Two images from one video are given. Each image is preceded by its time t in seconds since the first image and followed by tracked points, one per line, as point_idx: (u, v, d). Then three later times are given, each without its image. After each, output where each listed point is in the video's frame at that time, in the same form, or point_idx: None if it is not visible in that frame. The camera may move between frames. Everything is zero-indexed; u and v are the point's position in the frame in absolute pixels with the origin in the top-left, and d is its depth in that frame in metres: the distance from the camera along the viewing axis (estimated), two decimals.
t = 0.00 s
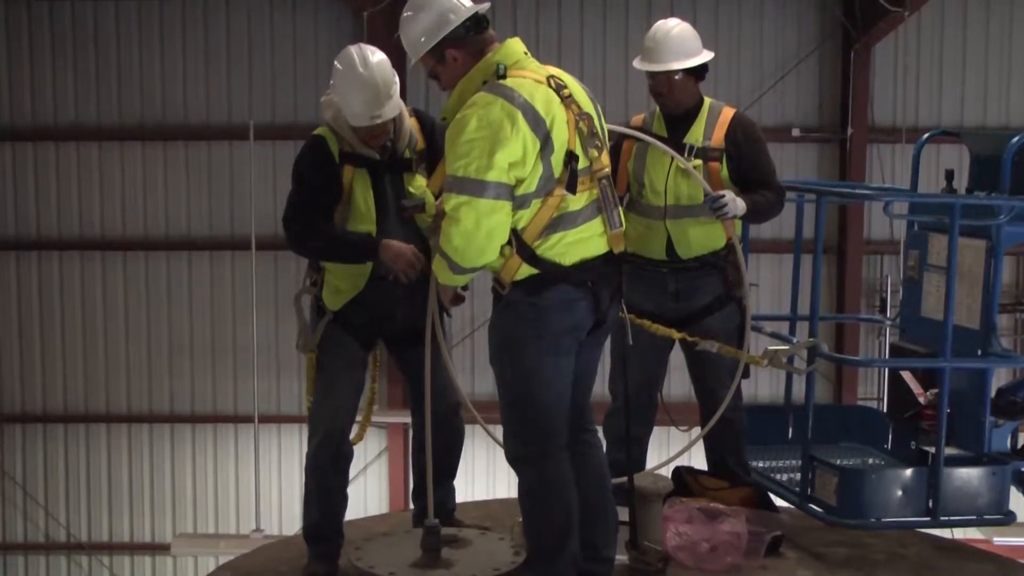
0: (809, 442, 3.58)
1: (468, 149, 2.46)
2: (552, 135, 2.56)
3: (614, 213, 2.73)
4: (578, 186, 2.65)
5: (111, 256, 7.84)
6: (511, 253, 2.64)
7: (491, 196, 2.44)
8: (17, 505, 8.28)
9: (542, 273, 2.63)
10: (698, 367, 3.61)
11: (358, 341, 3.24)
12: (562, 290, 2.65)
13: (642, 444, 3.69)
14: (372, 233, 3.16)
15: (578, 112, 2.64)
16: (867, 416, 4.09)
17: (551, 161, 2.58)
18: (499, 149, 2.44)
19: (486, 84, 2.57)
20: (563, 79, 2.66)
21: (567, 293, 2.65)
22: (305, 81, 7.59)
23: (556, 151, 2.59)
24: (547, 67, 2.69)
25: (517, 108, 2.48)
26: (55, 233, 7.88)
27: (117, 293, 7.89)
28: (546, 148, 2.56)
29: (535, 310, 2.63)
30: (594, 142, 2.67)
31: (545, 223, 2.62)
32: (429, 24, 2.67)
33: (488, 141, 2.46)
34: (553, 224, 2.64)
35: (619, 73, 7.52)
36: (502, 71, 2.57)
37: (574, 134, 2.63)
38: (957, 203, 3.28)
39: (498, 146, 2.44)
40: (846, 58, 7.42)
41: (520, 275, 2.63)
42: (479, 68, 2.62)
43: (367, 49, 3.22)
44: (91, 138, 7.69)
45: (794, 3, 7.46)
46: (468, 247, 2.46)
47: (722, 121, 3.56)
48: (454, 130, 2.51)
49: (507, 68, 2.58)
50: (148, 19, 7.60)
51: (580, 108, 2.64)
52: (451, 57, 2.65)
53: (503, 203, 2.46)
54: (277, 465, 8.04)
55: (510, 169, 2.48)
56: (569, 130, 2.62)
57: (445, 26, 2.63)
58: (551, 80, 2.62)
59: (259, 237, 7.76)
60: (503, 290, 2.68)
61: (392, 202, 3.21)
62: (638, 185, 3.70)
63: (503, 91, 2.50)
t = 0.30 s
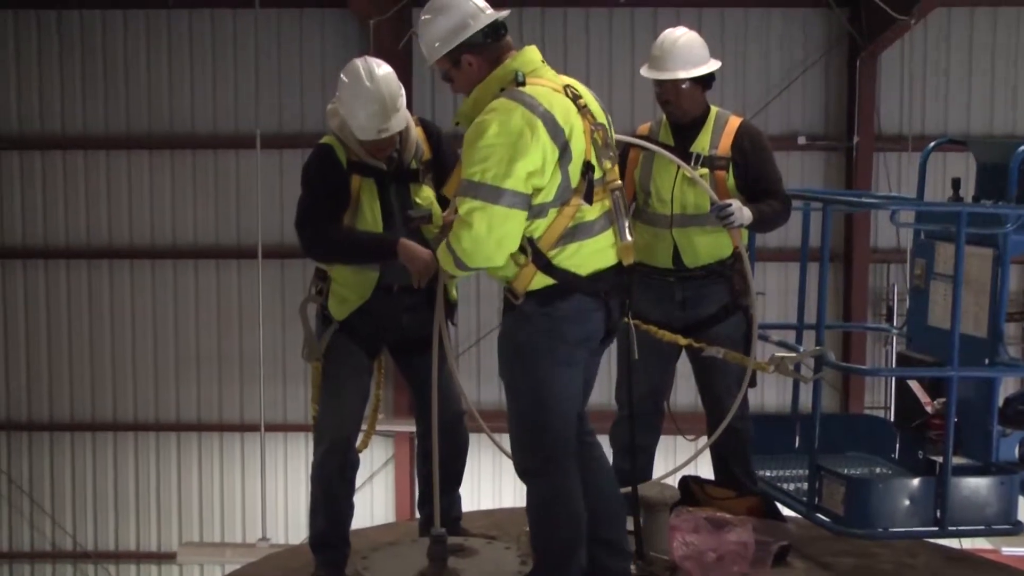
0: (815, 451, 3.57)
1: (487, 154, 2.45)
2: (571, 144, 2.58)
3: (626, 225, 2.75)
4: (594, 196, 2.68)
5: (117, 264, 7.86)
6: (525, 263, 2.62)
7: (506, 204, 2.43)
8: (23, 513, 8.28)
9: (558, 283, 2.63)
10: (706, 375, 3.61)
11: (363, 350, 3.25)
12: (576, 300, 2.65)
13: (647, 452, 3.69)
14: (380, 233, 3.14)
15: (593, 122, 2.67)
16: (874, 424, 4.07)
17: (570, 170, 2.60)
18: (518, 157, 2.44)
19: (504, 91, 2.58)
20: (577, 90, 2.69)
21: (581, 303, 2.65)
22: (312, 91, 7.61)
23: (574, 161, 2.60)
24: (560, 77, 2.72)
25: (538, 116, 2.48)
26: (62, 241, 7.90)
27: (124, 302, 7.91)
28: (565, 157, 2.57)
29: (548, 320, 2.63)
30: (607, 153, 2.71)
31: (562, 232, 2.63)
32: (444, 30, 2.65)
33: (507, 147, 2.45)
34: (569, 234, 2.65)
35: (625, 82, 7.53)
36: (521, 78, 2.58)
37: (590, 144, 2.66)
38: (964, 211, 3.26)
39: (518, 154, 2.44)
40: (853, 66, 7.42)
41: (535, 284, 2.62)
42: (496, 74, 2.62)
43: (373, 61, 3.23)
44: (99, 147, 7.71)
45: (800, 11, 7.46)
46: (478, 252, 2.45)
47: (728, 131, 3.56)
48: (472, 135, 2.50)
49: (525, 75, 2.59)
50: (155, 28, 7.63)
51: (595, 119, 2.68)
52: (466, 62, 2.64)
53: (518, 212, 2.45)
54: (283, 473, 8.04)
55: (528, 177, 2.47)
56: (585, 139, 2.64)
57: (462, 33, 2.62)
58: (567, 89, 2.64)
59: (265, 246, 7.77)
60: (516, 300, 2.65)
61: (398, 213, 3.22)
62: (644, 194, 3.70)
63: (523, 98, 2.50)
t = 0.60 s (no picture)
0: (825, 462, 3.56)
1: (523, 163, 2.46)
2: (604, 155, 2.62)
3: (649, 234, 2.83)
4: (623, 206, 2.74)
5: (128, 273, 7.89)
6: (555, 271, 2.65)
7: (540, 213, 2.45)
8: (33, 522, 8.31)
9: (587, 291, 2.65)
10: (716, 384, 3.61)
11: (374, 359, 3.27)
12: (601, 309, 2.68)
13: (657, 463, 3.69)
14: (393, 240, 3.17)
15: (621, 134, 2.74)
16: (884, 436, 4.07)
17: (602, 181, 2.64)
18: (553, 168, 2.46)
19: (536, 100, 2.58)
20: (603, 101, 2.73)
21: (607, 311, 2.68)
22: (323, 101, 7.65)
23: (607, 170, 2.65)
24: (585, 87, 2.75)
25: (575, 127, 2.51)
26: (73, 251, 7.94)
27: (134, 311, 7.94)
28: (598, 168, 2.62)
29: (576, 327, 2.65)
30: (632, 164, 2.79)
31: (592, 241, 2.66)
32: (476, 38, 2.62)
33: (544, 158, 2.46)
34: (599, 243, 2.68)
35: (635, 92, 7.55)
36: (553, 88, 2.59)
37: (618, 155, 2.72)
38: (974, 223, 3.27)
39: (554, 165, 2.46)
40: (863, 76, 7.42)
41: (564, 291, 2.64)
42: (526, 82, 2.61)
43: (389, 72, 3.26)
44: (110, 157, 7.76)
45: (810, 22, 7.48)
46: (506, 258, 2.46)
47: (740, 142, 3.57)
48: (508, 144, 2.51)
49: (557, 85, 2.60)
50: (167, 39, 7.68)
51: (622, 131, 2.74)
52: (495, 69, 2.65)
53: (550, 223, 2.47)
54: (292, 483, 8.05)
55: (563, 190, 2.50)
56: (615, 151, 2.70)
57: (493, 42, 2.61)
58: (595, 101, 2.67)
59: (275, 255, 7.79)
60: (543, 307, 2.66)
61: (410, 222, 3.26)
62: (654, 205, 3.72)
63: (560, 108, 2.52)
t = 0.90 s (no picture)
0: (830, 470, 3.57)
1: (550, 153, 2.50)
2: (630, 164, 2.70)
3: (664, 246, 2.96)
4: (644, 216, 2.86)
5: (134, 277, 7.91)
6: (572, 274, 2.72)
7: (548, 204, 2.49)
8: (37, 525, 8.32)
9: (606, 297, 2.75)
10: (721, 391, 3.62)
11: (380, 365, 3.28)
12: (618, 314, 2.77)
13: (662, 470, 3.69)
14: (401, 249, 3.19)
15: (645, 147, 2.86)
16: (888, 445, 4.06)
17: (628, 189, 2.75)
18: (576, 165, 2.51)
19: (571, 101, 2.62)
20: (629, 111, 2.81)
21: (625, 315, 2.78)
22: (330, 107, 7.67)
23: (632, 181, 2.75)
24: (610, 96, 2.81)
25: (607, 132, 2.56)
26: (80, 255, 7.97)
27: (140, 315, 7.96)
28: (625, 174, 2.71)
29: (593, 332, 2.74)
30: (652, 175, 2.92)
31: (612, 248, 2.76)
32: (508, 39, 2.68)
33: (572, 153, 2.50)
34: (620, 251, 2.78)
35: (641, 99, 7.56)
36: (588, 92, 2.63)
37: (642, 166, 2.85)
38: (979, 232, 3.27)
39: (578, 162, 2.51)
40: (869, 84, 7.42)
41: (581, 295, 2.73)
42: (561, 84, 2.65)
43: (402, 78, 3.27)
44: (116, 162, 7.78)
45: (816, 30, 7.49)
46: (505, 233, 2.52)
47: (747, 150, 3.59)
48: (539, 135, 2.55)
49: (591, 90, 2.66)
50: (174, 44, 7.71)
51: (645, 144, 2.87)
52: (522, 72, 2.69)
53: (556, 216, 2.51)
54: (296, 488, 8.05)
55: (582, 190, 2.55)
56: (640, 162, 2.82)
57: (524, 44, 2.66)
58: (625, 111, 2.74)
59: (281, 261, 7.80)
60: (559, 310, 2.74)
61: (417, 229, 3.28)
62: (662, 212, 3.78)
63: (596, 112, 2.57)
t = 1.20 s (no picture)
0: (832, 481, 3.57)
1: (562, 148, 2.57)
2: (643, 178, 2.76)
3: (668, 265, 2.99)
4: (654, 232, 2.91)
5: (136, 286, 7.91)
6: (571, 276, 2.74)
7: (550, 196, 2.55)
8: (37, 534, 8.31)
9: (608, 305, 2.75)
10: (722, 401, 3.63)
11: (382, 375, 3.29)
12: (613, 327, 2.76)
13: (663, 481, 3.69)
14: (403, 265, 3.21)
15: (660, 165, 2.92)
16: (886, 456, 4.04)
17: (639, 203, 2.79)
18: (585, 165, 2.57)
19: (594, 107, 2.70)
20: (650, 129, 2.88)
21: (626, 325, 2.79)
22: (332, 116, 7.68)
23: (643, 195, 2.81)
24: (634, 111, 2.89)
25: (622, 140, 2.63)
26: (81, 263, 7.97)
27: (141, 324, 7.97)
28: (637, 188, 2.77)
29: (595, 339, 2.74)
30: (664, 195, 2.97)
31: (616, 257, 2.76)
32: (548, 27, 2.75)
33: (583, 152, 2.57)
34: (623, 260, 2.78)
35: (643, 108, 7.57)
36: (612, 101, 2.71)
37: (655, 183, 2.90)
38: (981, 243, 3.28)
39: (587, 162, 2.57)
40: (871, 94, 7.44)
41: (580, 300, 2.73)
42: (588, 89, 2.74)
43: (404, 88, 3.28)
44: (118, 170, 7.79)
45: (818, 40, 7.50)
46: (504, 217, 2.59)
47: (750, 160, 3.59)
48: (558, 130, 2.63)
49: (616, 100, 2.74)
50: (176, 54, 7.73)
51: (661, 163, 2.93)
52: (557, 67, 2.77)
53: (556, 212, 2.58)
54: (297, 497, 8.04)
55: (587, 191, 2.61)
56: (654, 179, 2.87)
57: (563, 36, 2.74)
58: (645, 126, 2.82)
59: (282, 269, 7.81)
60: (559, 313, 2.75)
61: (419, 238, 3.28)
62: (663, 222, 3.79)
63: (616, 120, 2.64)
